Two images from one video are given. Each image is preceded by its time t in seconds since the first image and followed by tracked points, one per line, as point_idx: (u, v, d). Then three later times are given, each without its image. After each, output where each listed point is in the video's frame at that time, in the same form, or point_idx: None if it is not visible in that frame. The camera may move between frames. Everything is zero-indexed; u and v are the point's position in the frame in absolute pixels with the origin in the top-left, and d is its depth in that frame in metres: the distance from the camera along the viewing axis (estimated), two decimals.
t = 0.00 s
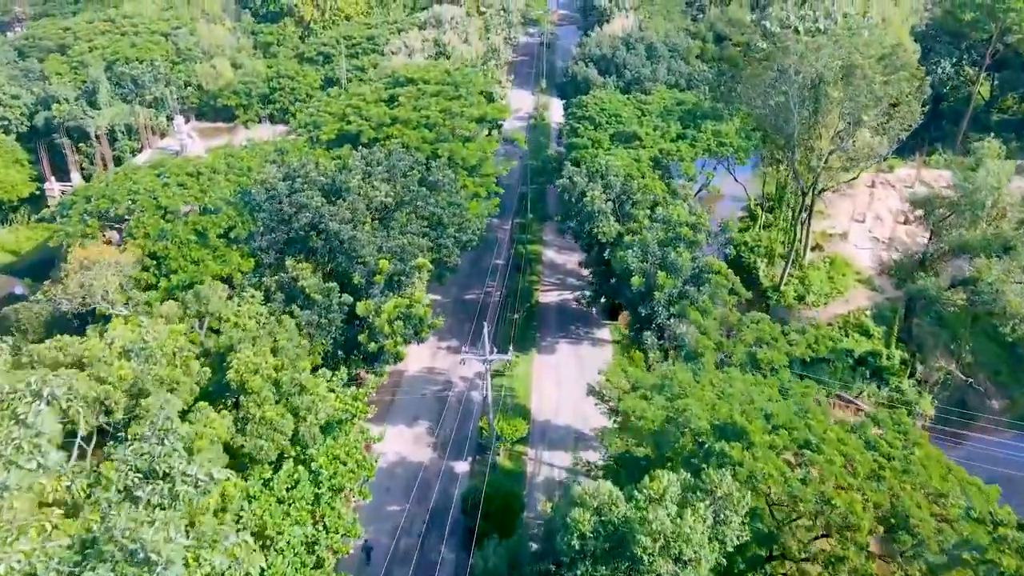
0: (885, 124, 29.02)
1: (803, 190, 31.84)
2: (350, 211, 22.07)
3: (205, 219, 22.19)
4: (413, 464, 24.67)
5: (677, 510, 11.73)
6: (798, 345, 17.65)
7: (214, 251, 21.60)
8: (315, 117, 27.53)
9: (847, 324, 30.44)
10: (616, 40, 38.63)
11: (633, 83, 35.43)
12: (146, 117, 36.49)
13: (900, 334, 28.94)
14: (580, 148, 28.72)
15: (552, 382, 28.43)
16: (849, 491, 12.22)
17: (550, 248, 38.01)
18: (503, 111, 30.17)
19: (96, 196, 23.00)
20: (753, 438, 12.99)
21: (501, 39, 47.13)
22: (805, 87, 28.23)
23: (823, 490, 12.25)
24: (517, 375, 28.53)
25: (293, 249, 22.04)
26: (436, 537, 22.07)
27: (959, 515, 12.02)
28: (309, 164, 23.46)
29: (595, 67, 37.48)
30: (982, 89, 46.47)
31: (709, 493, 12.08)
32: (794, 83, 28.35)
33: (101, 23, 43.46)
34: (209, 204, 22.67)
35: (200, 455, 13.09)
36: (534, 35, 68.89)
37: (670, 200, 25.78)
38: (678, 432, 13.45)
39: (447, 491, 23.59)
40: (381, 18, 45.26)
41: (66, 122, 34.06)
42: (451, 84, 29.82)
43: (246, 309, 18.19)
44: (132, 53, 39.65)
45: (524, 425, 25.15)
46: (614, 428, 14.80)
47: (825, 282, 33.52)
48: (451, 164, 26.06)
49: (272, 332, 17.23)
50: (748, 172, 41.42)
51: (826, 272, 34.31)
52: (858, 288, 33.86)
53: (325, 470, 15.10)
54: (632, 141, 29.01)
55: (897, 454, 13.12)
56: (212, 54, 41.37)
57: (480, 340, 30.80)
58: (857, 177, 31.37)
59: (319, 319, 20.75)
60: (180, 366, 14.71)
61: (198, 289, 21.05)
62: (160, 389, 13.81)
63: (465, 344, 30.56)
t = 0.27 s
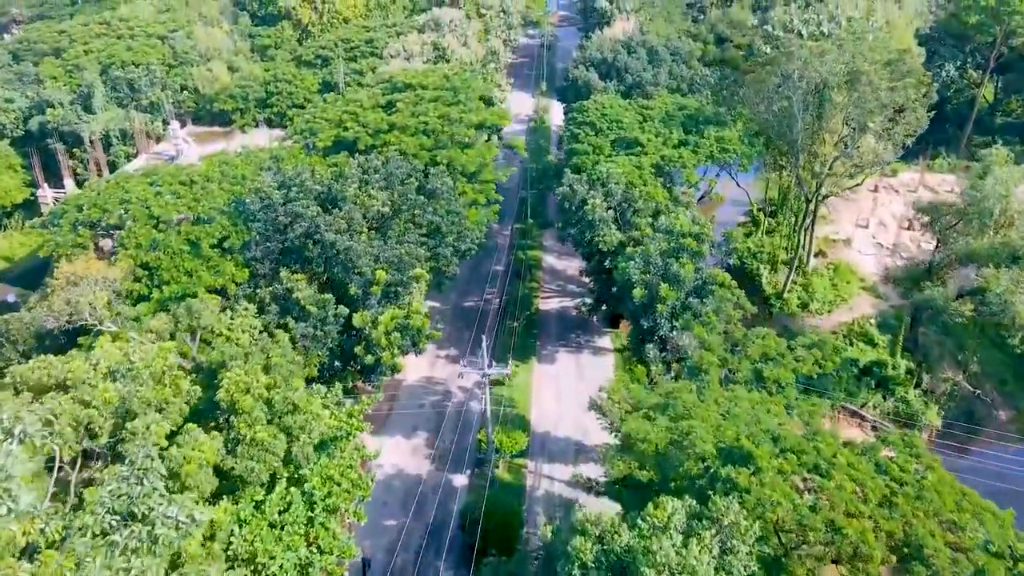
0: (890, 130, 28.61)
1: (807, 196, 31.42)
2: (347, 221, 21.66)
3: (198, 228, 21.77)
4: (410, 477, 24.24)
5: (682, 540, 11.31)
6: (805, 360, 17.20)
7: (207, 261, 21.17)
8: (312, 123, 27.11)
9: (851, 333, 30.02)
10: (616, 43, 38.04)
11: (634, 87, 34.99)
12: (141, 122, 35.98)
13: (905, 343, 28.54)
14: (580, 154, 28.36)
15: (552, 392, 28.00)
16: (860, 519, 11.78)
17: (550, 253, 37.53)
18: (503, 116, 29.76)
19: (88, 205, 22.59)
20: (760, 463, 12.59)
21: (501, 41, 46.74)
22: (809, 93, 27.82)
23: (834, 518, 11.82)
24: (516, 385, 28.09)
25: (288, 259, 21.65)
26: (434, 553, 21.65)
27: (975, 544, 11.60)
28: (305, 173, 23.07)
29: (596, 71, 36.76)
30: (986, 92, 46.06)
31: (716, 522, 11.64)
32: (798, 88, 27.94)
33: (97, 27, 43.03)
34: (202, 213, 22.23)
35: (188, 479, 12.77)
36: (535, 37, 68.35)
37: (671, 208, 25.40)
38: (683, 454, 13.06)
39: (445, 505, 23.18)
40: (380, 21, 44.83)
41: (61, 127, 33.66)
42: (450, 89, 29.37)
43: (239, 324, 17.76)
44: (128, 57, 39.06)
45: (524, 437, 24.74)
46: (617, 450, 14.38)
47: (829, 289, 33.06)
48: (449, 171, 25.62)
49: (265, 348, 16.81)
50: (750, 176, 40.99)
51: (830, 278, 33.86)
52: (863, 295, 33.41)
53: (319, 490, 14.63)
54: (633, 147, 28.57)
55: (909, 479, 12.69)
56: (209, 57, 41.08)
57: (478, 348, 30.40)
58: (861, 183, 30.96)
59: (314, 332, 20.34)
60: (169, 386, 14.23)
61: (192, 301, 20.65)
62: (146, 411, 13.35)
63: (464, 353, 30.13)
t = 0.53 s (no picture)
0: (896, 136, 28.20)
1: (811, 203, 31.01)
2: (343, 232, 21.25)
3: (192, 237, 21.34)
4: (408, 490, 23.84)
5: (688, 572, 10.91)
6: (812, 376, 16.80)
7: (200, 272, 20.73)
8: (308, 129, 26.67)
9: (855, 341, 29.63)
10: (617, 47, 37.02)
11: (636, 92, 34.53)
12: (136, 127, 35.45)
13: (911, 352, 28.15)
14: (581, 161, 27.97)
15: (552, 402, 27.59)
16: (873, 549, 11.33)
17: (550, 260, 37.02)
18: (503, 122, 29.33)
19: (80, 214, 22.17)
20: (768, 490, 12.21)
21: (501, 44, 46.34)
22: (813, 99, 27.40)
23: (845, 547, 11.39)
24: (516, 395, 27.69)
25: (283, 270, 21.26)
26: (432, 569, 21.26)
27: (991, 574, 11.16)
28: (301, 181, 22.66)
29: (597, 75, 35.66)
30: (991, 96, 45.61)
31: (724, 553, 11.20)
32: (803, 94, 27.52)
33: (93, 30, 42.58)
34: (195, 222, 21.78)
35: (175, 506, 12.42)
36: (535, 38, 67.80)
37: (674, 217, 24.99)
38: (688, 478, 12.82)
39: (444, 519, 22.79)
40: (379, 24, 44.38)
41: (55, 132, 33.04)
42: (449, 94, 28.92)
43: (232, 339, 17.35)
44: (124, 60, 38.43)
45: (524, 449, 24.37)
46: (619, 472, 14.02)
47: (833, 296, 32.62)
48: (448, 179, 25.19)
49: (259, 364, 16.38)
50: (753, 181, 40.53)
51: (834, 285, 33.43)
52: (867, 302, 32.99)
53: (312, 512, 14.27)
54: (635, 154, 28.12)
55: (922, 505, 12.27)
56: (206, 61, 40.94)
57: (478, 357, 30.01)
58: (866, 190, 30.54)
59: (310, 345, 19.93)
60: (158, 407, 13.80)
61: (185, 313, 20.23)
62: (134, 434, 13.18)
63: (463, 362, 29.73)
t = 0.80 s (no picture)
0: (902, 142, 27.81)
1: (815, 209, 30.59)
2: (339, 242, 20.85)
3: (185, 247, 20.91)
4: (406, 503, 23.43)
5: None
6: (818, 390, 16.42)
7: (194, 282, 20.34)
8: (305, 135, 26.28)
9: (860, 349, 29.25)
10: (618, 50, 36.62)
11: (637, 96, 34.11)
12: (131, 131, 34.93)
13: (916, 360, 27.81)
14: (582, 167, 27.58)
15: (552, 412, 27.20)
16: None
17: (550, 265, 36.58)
18: (503, 127, 28.92)
19: (71, 223, 21.75)
20: (776, 518, 12.01)
21: (500, 47, 45.97)
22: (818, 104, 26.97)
23: None
24: (516, 405, 27.28)
25: (278, 280, 20.88)
26: None
27: None
28: (296, 189, 22.28)
29: (598, 79, 35.37)
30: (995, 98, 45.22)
31: None
32: (807, 100, 27.14)
33: (89, 33, 42.18)
34: (189, 231, 21.33)
35: (163, 532, 12.03)
36: (535, 40, 67.33)
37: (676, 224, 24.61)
38: (693, 503, 12.62)
39: (443, 534, 22.39)
40: (378, 27, 43.98)
41: (49, 137, 32.53)
42: (448, 98, 28.50)
43: (225, 353, 17.03)
44: (120, 63, 37.94)
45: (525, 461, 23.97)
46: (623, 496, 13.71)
47: (837, 303, 32.20)
48: (447, 186, 24.79)
49: (251, 380, 15.98)
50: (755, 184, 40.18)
51: (838, 291, 33.02)
52: (871, 309, 32.59)
53: (305, 534, 13.96)
54: (637, 160, 27.71)
55: (936, 532, 11.82)
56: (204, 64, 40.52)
57: (477, 365, 29.64)
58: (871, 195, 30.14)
59: (305, 358, 19.57)
60: (147, 427, 13.36)
61: (178, 324, 19.83)
62: (121, 456, 12.67)
63: (463, 371, 29.33)
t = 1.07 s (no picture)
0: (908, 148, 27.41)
1: (819, 215, 30.18)
2: (336, 252, 20.43)
3: (178, 256, 20.48)
4: (404, 516, 23.03)
5: None
6: (826, 407, 16.05)
7: (187, 293, 19.92)
8: (301, 141, 25.83)
9: (864, 358, 28.86)
10: (619, 53, 36.09)
11: (639, 101, 33.69)
12: (126, 135, 34.39)
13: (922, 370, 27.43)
14: (583, 173, 27.17)
15: (552, 423, 26.79)
16: None
17: (551, 270, 36.17)
18: (503, 133, 28.50)
19: (61, 232, 21.31)
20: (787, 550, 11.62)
21: (500, 50, 45.53)
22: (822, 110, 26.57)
23: None
24: (515, 416, 26.86)
25: (273, 290, 20.48)
26: None
27: None
28: (292, 198, 21.85)
29: (599, 83, 34.87)
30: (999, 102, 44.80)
31: None
32: (812, 106, 26.73)
33: (84, 36, 41.76)
34: (182, 241, 20.89)
35: (150, 562, 11.61)
36: (535, 42, 66.83)
37: (679, 233, 24.23)
38: (699, 530, 12.21)
39: (441, 548, 22.00)
40: (376, 29, 43.55)
41: (43, 142, 32.16)
42: (447, 103, 28.05)
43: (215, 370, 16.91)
44: (115, 66, 37.48)
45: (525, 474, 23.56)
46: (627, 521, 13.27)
47: (841, 310, 31.78)
48: (445, 193, 24.36)
49: (244, 396, 15.55)
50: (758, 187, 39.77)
51: (841, 298, 32.60)
52: (875, 316, 32.18)
53: (299, 559, 13.76)
54: (639, 166, 27.28)
55: (950, 562, 11.46)
56: (200, 67, 40.12)
57: (476, 374, 29.26)
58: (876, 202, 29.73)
59: (301, 372, 19.16)
60: (133, 448, 13.27)
61: (171, 336, 19.42)
62: (106, 482, 12.46)
63: (462, 379, 28.91)
